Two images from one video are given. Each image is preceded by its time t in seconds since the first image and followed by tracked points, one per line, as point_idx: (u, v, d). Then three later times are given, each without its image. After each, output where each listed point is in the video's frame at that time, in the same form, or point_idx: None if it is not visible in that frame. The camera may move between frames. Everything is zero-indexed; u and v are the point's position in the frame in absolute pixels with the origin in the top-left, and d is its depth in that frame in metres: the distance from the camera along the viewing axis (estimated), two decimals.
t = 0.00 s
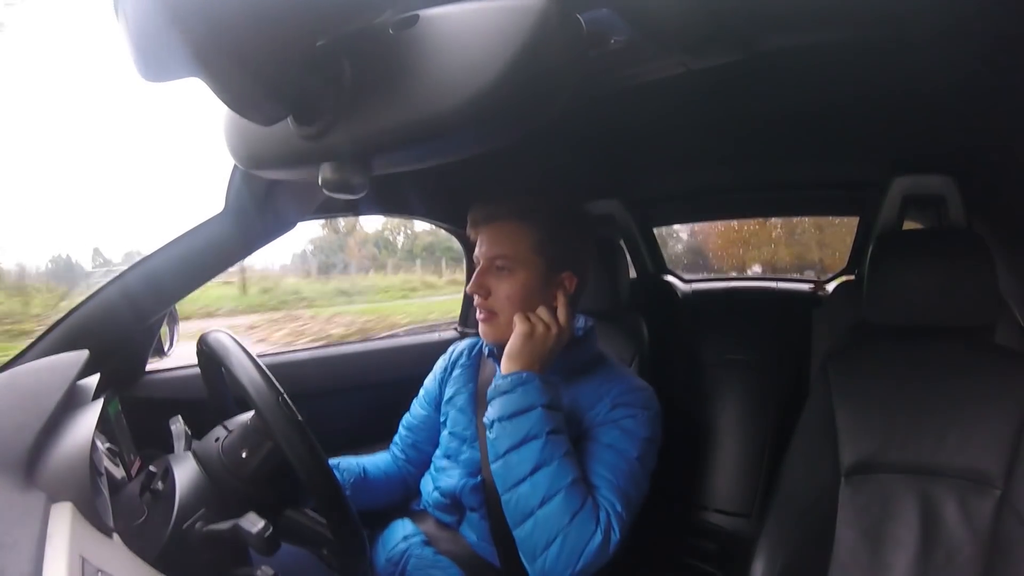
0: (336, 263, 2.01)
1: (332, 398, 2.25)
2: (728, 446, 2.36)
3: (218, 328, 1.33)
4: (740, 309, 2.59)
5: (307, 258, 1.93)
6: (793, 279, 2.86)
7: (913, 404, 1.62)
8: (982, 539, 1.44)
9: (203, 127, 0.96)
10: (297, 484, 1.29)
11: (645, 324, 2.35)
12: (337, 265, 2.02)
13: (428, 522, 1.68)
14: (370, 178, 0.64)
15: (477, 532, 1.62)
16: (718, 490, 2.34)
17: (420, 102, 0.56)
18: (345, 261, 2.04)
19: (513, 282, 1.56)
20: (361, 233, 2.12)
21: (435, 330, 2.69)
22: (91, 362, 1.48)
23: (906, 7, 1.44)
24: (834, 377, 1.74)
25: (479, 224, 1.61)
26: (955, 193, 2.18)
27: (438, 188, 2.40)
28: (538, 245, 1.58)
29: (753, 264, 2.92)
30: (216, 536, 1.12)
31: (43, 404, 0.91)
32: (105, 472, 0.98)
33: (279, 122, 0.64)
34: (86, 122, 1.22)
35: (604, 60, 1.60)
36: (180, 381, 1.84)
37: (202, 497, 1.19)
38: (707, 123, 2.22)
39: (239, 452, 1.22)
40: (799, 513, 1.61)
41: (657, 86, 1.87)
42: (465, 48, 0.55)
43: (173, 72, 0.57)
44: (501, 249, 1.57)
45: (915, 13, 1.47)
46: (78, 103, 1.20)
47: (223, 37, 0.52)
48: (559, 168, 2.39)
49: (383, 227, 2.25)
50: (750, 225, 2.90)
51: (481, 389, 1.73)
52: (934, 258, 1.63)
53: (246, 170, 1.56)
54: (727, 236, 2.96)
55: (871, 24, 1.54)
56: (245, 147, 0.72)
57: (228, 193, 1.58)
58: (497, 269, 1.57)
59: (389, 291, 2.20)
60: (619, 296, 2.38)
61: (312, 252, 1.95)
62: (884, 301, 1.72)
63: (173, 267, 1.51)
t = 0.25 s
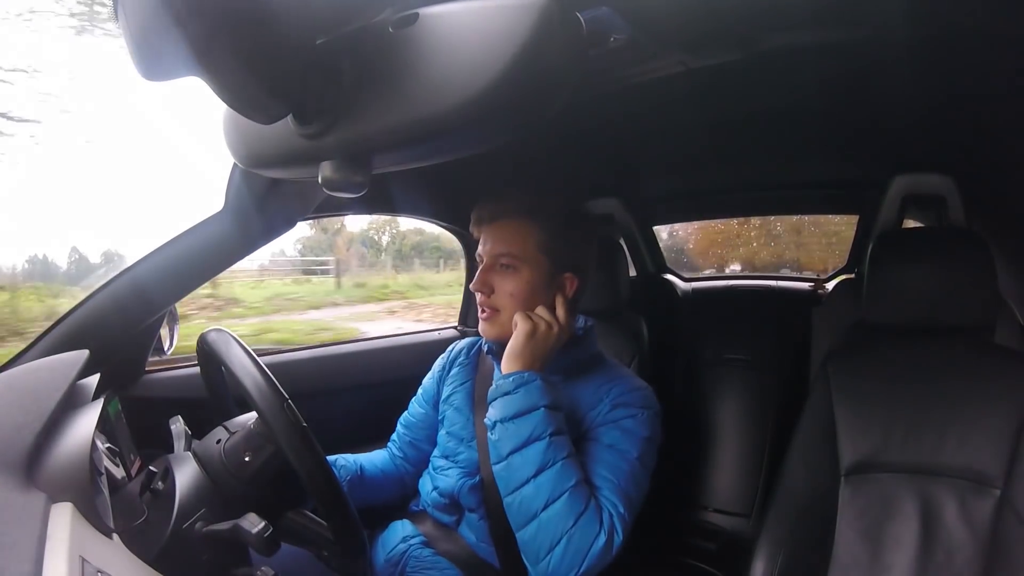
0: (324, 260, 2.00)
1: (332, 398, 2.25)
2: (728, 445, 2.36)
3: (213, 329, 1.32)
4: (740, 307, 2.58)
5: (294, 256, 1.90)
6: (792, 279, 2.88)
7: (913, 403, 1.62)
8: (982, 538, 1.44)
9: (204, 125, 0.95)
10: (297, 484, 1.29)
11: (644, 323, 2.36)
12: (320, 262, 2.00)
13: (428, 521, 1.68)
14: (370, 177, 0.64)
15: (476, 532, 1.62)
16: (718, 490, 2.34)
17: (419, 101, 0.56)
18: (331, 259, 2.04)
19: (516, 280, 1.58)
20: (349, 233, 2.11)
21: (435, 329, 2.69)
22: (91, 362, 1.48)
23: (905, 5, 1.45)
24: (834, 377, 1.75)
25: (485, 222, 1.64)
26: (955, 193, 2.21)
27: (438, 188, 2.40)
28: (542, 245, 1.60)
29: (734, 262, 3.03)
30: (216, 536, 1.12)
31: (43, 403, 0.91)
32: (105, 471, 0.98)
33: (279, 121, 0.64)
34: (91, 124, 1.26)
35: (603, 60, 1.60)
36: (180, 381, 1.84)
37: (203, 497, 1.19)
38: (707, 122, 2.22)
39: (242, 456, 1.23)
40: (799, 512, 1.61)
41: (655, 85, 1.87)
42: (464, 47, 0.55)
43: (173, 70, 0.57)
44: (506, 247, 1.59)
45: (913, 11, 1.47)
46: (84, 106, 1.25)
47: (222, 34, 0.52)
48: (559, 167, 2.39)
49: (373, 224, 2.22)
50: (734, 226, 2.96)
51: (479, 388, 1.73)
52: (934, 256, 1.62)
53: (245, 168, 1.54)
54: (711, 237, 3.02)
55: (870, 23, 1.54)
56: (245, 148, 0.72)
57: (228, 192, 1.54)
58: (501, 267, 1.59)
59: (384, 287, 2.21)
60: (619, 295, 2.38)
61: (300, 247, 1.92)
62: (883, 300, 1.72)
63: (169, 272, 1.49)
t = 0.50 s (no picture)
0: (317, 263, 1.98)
1: (332, 397, 2.25)
2: (728, 445, 2.36)
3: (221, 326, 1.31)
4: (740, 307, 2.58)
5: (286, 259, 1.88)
6: (793, 279, 2.88)
7: (913, 403, 1.62)
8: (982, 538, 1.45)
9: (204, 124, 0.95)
10: (297, 487, 1.28)
11: (644, 323, 2.36)
12: (308, 265, 1.96)
13: (428, 520, 1.68)
14: (370, 177, 0.64)
15: (476, 532, 1.62)
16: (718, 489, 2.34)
17: (418, 102, 0.56)
18: (322, 261, 2.01)
19: (523, 278, 1.58)
20: (334, 236, 2.08)
21: (434, 328, 2.69)
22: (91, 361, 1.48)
23: (905, 6, 1.44)
24: (834, 376, 1.75)
25: (491, 222, 1.64)
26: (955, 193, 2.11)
27: (438, 187, 2.40)
28: (549, 244, 1.60)
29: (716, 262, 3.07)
30: (217, 535, 1.13)
31: (43, 403, 0.91)
32: (105, 471, 0.98)
33: (280, 121, 0.64)
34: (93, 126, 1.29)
35: (603, 59, 1.60)
36: (180, 379, 1.84)
37: (202, 497, 1.19)
38: (707, 123, 2.22)
39: (248, 463, 1.23)
40: (799, 510, 1.61)
41: (656, 84, 1.87)
42: (465, 47, 0.55)
43: (175, 70, 0.57)
44: (512, 246, 1.59)
45: (915, 11, 1.46)
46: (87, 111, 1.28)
47: (225, 34, 0.52)
48: (559, 167, 2.39)
49: (364, 226, 2.19)
50: (729, 228, 2.97)
51: (478, 386, 1.72)
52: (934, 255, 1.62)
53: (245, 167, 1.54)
54: (697, 240, 3.02)
55: (871, 23, 1.54)
56: (246, 147, 0.72)
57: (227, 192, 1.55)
58: (507, 265, 1.60)
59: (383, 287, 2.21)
60: (619, 295, 2.38)
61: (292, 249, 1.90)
62: (883, 300, 1.71)
63: (161, 275, 1.47)
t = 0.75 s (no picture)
0: (315, 263, 2.01)
1: (332, 398, 2.25)
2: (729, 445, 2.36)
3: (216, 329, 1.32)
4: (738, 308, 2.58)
5: (282, 259, 1.89)
6: (793, 278, 2.85)
7: (913, 403, 1.62)
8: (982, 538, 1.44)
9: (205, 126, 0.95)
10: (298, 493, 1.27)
11: (644, 324, 2.36)
12: (303, 263, 1.98)
13: (428, 521, 1.68)
14: (370, 178, 0.64)
15: (476, 534, 1.62)
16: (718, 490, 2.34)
17: (417, 103, 0.56)
18: (318, 261, 2.03)
19: (538, 277, 1.61)
20: (324, 236, 2.05)
21: (435, 329, 2.69)
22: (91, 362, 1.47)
23: (905, 6, 1.44)
24: (835, 376, 1.74)
25: (504, 219, 1.66)
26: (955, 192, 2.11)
27: (438, 188, 2.40)
28: (562, 244, 1.63)
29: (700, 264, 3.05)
30: (217, 537, 1.12)
31: (43, 404, 0.91)
32: (105, 472, 0.98)
33: (280, 122, 0.64)
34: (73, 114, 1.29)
35: (604, 59, 1.59)
36: (180, 381, 1.84)
37: (203, 498, 1.19)
38: (707, 123, 2.22)
39: (258, 478, 1.23)
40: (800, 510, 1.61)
41: (657, 84, 1.86)
42: (464, 48, 0.55)
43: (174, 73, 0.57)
44: (526, 244, 1.61)
45: (916, 10, 1.46)
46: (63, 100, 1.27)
47: (224, 36, 0.52)
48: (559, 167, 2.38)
49: (354, 225, 2.15)
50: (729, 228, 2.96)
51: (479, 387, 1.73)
52: (935, 254, 1.61)
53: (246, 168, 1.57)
54: (693, 239, 3.00)
55: (872, 22, 1.53)
56: (246, 149, 0.72)
57: (228, 192, 1.57)
58: (521, 263, 1.61)
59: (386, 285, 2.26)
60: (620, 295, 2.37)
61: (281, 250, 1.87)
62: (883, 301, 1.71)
63: (161, 280, 1.48)
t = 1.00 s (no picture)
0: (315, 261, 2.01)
1: (332, 399, 2.25)
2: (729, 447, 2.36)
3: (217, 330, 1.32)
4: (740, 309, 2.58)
5: (283, 257, 1.89)
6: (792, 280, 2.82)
7: (913, 405, 1.62)
8: (982, 539, 1.44)
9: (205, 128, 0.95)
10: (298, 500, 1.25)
11: (644, 325, 2.36)
12: (303, 262, 1.97)
13: (428, 523, 1.68)
14: (370, 178, 0.64)
15: (475, 536, 1.62)
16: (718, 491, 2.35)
17: (418, 104, 0.56)
18: (319, 258, 2.03)
19: (540, 281, 1.60)
20: (325, 232, 2.04)
21: (435, 330, 2.69)
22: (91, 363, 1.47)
23: (905, 5, 1.44)
24: (835, 377, 1.74)
25: (508, 223, 1.66)
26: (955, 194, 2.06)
27: (438, 188, 2.40)
28: (564, 249, 1.63)
29: (691, 260, 2.98)
30: (217, 538, 1.12)
31: (43, 405, 0.90)
32: (105, 473, 0.97)
33: (279, 123, 0.64)
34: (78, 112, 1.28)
35: (604, 60, 1.59)
36: (180, 382, 1.84)
37: (202, 499, 1.19)
38: (707, 124, 2.22)
39: (266, 491, 1.22)
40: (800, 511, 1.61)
41: (657, 84, 1.86)
42: (464, 48, 0.55)
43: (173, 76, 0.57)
44: (528, 248, 1.61)
45: (917, 10, 1.46)
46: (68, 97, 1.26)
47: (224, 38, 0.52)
48: (559, 167, 2.38)
49: (351, 222, 2.13)
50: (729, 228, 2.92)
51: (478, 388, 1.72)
52: (935, 255, 1.61)
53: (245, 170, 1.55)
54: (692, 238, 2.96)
55: (872, 22, 1.53)
56: (246, 151, 0.72)
57: (228, 193, 1.56)
58: (523, 268, 1.62)
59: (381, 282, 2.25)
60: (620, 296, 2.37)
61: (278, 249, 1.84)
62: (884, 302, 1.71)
63: (159, 284, 1.48)
